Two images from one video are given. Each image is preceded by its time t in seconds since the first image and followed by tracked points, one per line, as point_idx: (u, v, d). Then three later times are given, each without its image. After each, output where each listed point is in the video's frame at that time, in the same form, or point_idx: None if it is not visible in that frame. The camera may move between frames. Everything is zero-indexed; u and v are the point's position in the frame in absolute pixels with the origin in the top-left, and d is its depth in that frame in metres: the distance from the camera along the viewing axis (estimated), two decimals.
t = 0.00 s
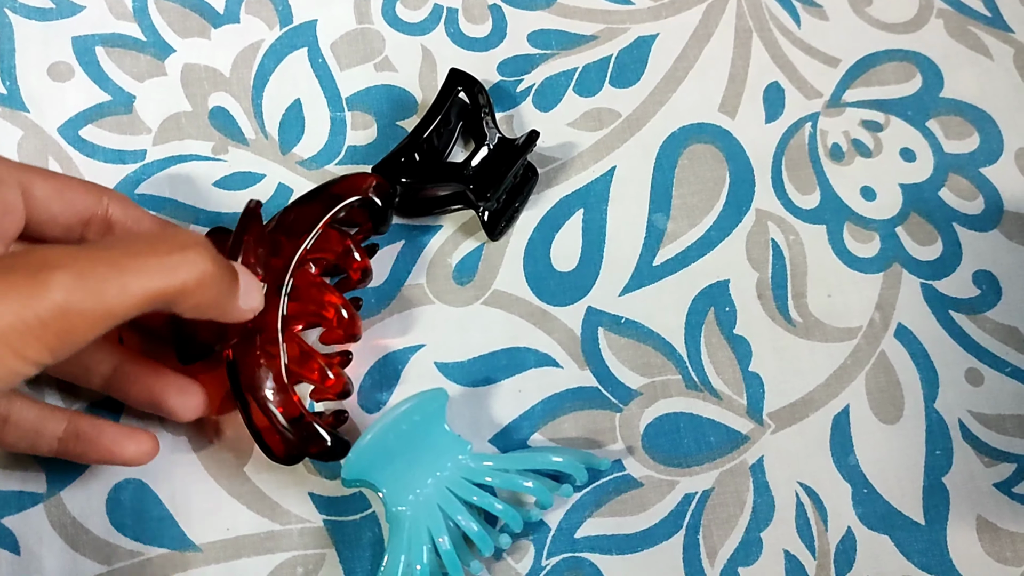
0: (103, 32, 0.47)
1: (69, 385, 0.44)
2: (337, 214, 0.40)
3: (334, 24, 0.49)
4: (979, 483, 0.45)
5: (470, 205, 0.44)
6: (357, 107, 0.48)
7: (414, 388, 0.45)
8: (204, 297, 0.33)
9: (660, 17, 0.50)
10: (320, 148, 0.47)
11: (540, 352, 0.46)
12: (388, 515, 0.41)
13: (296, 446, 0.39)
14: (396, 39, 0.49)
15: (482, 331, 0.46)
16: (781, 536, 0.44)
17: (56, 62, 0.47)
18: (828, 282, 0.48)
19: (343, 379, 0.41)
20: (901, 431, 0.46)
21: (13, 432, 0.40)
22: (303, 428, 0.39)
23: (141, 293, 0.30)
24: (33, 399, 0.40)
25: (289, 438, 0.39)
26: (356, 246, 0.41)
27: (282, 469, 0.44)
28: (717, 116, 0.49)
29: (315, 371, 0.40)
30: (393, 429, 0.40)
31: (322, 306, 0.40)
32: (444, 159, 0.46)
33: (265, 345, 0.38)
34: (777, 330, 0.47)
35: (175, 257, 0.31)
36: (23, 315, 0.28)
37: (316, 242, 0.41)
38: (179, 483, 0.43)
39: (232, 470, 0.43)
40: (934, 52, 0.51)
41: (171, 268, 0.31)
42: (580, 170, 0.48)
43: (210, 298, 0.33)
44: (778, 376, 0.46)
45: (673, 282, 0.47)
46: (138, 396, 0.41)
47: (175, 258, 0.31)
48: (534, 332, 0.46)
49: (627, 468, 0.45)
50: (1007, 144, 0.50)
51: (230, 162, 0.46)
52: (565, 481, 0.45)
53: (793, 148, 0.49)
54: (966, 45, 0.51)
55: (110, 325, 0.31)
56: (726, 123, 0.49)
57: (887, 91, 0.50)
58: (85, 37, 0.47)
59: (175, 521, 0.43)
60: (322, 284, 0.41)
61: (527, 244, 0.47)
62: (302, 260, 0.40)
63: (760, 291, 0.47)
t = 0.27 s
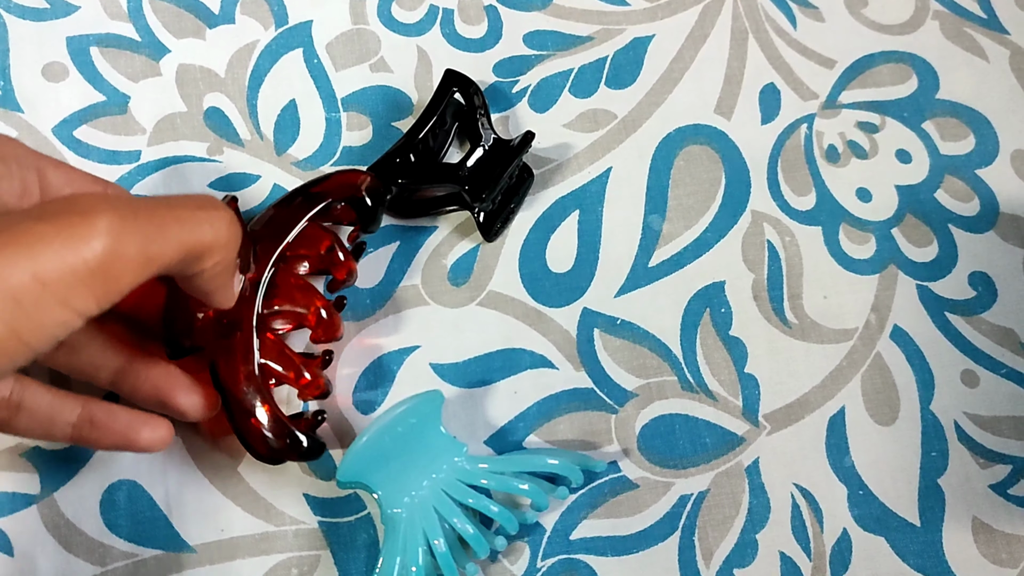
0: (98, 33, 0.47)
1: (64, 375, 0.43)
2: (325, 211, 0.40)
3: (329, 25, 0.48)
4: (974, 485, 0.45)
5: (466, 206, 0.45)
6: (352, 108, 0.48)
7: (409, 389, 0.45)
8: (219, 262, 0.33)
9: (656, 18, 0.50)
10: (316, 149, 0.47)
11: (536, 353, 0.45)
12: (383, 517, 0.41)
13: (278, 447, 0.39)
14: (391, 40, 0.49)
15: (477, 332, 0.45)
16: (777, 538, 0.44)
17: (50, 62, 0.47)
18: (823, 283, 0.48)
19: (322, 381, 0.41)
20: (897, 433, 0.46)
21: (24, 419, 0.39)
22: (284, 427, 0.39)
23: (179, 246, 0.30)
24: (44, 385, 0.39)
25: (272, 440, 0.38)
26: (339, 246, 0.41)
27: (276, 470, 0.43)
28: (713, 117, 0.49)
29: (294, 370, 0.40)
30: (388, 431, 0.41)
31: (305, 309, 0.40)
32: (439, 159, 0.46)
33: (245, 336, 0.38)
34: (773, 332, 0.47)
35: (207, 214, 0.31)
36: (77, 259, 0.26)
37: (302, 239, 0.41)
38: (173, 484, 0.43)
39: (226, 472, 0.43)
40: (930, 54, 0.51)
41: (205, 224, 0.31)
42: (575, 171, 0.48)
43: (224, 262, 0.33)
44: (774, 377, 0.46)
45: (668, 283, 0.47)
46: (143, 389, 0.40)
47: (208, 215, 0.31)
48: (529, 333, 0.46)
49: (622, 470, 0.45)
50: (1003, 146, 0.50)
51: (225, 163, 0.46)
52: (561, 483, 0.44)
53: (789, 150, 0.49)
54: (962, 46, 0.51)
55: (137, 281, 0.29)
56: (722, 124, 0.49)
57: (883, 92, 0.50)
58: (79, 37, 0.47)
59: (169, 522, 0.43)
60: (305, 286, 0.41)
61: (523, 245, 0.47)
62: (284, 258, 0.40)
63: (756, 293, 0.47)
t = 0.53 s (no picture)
0: (98, 29, 0.47)
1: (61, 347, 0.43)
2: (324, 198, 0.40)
3: (330, 22, 0.48)
4: (974, 482, 0.45)
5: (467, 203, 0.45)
6: (353, 105, 0.48)
7: (409, 386, 0.45)
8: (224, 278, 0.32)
9: (656, 16, 0.50)
10: (317, 146, 0.47)
11: (536, 350, 0.45)
12: (384, 513, 0.41)
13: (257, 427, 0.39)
14: (392, 37, 0.49)
15: (477, 329, 0.45)
16: (777, 535, 0.44)
17: (50, 58, 0.47)
18: (823, 281, 0.48)
19: (310, 367, 0.41)
20: (897, 430, 0.46)
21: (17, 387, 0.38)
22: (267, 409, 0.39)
23: (178, 272, 0.30)
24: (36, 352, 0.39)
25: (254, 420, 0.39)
26: (337, 233, 0.41)
27: (276, 467, 0.43)
28: (714, 114, 0.49)
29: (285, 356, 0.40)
30: (388, 427, 0.40)
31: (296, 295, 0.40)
32: (440, 156, 0.46)
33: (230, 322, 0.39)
34: (773, 329, 0.47)
35: (210, 237, 0.31)
36: (86, 278, 0.27)
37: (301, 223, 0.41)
38: (173, 481, 0.43)
39: (226, 468, 0.43)
40: (930, 52, 0.51)
41: (207, 249, 0.31)
42: (576, 168, 0.48)
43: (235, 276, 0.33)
44: (774, 374, 0.46)
45: (669, 281, 0.47)
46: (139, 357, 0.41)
47: (210, 239, 0.31)
48: (530, 330, 0.46)
49: (623, 467, 0.45)
50: (1003, 144, 0.50)
51: (225, 159, 0.46)
52: (562, 480, 0.44)
53: (790, 147, 0.49)
54: (962, 45, 0.51)
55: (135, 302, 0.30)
56: (723, 122, 0.49)
57: (883, 90, 0.50)
58: (80, 33, 0.47)
59: (170, 519, 0.43)
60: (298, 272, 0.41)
61: (523, 242, 0.47)
62: (282, 244, 0.41)
63: (756, 290, 0.47)
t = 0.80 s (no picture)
0: (94, 29, 0.47)
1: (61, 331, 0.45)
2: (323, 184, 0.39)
3: (327, 22, 0.48)
4: (974, 485, 0.45)
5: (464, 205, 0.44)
6: (350, 106, 0.47)
7: (407, 389, 0.45)
8: (189, 285, 0.34)
9: (655, 17, 0.50)
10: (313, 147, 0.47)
11: (534, 352, 0.45)
12: (381, 517, 0.41)
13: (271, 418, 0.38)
14: (389, 38, 0.48)
15: (475, 331, 0.45)
16: (776, 538, 0.44)
17: (45, 59, 0.46)
18: (822, 283, 0.47)
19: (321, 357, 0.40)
20: (896, 433, 0.46)
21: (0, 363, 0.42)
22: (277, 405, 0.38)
23: (116, 277, 0.33)
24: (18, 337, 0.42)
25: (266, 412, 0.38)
26: (337, 220, 0.40)
27: (273, 470, 0.43)
28: (712, 116, 0.49)
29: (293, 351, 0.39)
30: (386, 430, 0.40)
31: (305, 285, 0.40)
32: (437, 157, 0.45)
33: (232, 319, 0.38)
34: (771, 331, 0.47)
35: (152, 248, 0.33)
36: (19, 279, 0.33)
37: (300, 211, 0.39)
38: (169, 484, 0.43)
39: (222, 471, 0.43)
40: (929, 53, 0.51)
41: (146, 259, 0.33)
42: (574, 169, 0.48)
43: (203, 278, 0.34)
44: (773, 377, 0.46)
45: (667, 283, 0.47)
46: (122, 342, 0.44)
47: (150, 249, 0.33)
48: (528, 333, 0.45)
49: (621, 470, 0.44)
50: (1003, 145, 0.50)
51: (221, 160, 0.46)
52: (560, 484, 0.44)
53: (789, 149, 0.49)
54: (961, 46, 0.51)
55: (95, 303, 0.35)
56: (721, 123, 0.49)
57: (882, 92, 0.50)
58: (75, 33, 0.47)
59: (165, 523, 0.42)
60: (300, 261, 0.40)
61: (521, 244, 0.47)
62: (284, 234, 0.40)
63: (755, 292, 0.47)
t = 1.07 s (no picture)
0: (91, 29, 0.47)
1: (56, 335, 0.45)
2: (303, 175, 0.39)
3: (324, 23, 0.48)
4: (970, 485, 0.45)
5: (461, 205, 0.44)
6: (347, 106, 0.47)
7: (404, 389, 0.45)
8: (164, 300, 0.34)
9: (652, 17, 0.50)
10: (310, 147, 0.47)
11: (531, 353, 0.45)
12: (377, 517, 0.41)
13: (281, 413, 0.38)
14: (387, 38, 0.48)
15: (472, 331, 0.45)
16: (772, 538, 0.44)
17: (43, 59, 0.46)
18: (819, 284, 0.47)
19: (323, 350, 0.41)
20: (892, 433, 0.46)
21: None
22: (286, 400, 0.38)
23: (85, 295, 0.34)
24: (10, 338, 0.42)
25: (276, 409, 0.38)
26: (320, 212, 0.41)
27: (270, 470, 0.43)
28: (709, 116, 0.49)
29: (294, 347, 0.40)
30: (381, 429, 0.40)
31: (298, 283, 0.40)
32: (434, 158, 0.45)
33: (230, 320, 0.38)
34: (768, 332, 0.47)
35: (125, 265, 0.33)
36: None
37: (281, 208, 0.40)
38: (165, 484, 0.43)
39: (219, 471, 0.43)
40: (925, 54, 0.51)
41: (118, 277, 0.33)
42: (571, 170, 0.48)
43: (177, 295, 0.34)
44: (769, 377, 0.46)
45: (664, 283, 0.47)
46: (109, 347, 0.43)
47: (123, 266, 0.33)
48: (525, 333, 0.45)
49: (617, 470, 0.44)
50: (999, 146, 0.50)
51: (218, 160, 0.46)
52: (556, 483, 0.44)
53: (785, 149, 0.49)
54: (958, 47, 0.51)
55: (71, 317, 0.35)
56: (718, 124, 0.49)
57: (879, 92, 0.50)
58: (72, 33, 0.47)
59: (162, 523, 0.42)
60: (290, 258, 0.40)
61: (518, 244, 0.47)
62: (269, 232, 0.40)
63: (752, 293, 0.47)
